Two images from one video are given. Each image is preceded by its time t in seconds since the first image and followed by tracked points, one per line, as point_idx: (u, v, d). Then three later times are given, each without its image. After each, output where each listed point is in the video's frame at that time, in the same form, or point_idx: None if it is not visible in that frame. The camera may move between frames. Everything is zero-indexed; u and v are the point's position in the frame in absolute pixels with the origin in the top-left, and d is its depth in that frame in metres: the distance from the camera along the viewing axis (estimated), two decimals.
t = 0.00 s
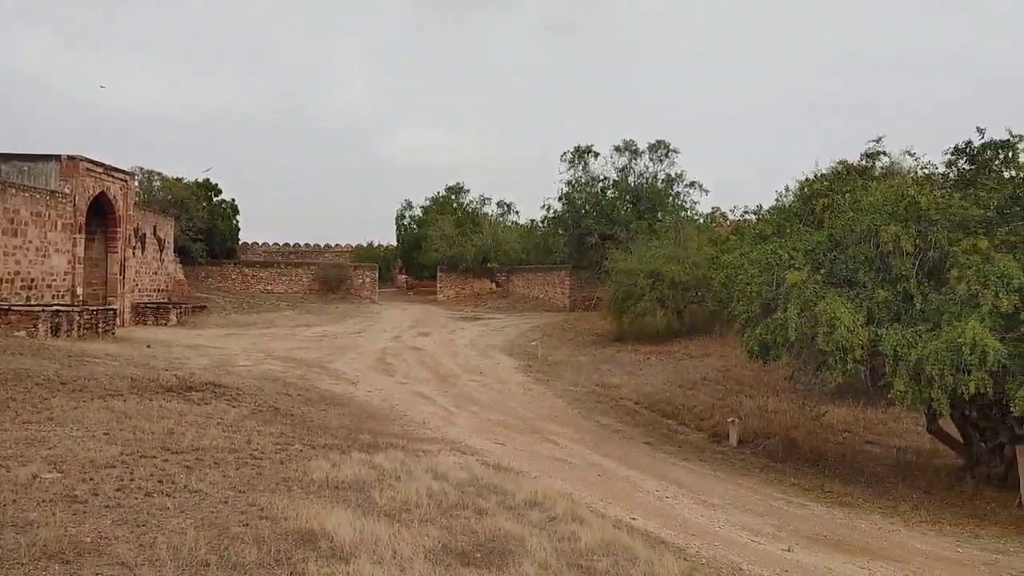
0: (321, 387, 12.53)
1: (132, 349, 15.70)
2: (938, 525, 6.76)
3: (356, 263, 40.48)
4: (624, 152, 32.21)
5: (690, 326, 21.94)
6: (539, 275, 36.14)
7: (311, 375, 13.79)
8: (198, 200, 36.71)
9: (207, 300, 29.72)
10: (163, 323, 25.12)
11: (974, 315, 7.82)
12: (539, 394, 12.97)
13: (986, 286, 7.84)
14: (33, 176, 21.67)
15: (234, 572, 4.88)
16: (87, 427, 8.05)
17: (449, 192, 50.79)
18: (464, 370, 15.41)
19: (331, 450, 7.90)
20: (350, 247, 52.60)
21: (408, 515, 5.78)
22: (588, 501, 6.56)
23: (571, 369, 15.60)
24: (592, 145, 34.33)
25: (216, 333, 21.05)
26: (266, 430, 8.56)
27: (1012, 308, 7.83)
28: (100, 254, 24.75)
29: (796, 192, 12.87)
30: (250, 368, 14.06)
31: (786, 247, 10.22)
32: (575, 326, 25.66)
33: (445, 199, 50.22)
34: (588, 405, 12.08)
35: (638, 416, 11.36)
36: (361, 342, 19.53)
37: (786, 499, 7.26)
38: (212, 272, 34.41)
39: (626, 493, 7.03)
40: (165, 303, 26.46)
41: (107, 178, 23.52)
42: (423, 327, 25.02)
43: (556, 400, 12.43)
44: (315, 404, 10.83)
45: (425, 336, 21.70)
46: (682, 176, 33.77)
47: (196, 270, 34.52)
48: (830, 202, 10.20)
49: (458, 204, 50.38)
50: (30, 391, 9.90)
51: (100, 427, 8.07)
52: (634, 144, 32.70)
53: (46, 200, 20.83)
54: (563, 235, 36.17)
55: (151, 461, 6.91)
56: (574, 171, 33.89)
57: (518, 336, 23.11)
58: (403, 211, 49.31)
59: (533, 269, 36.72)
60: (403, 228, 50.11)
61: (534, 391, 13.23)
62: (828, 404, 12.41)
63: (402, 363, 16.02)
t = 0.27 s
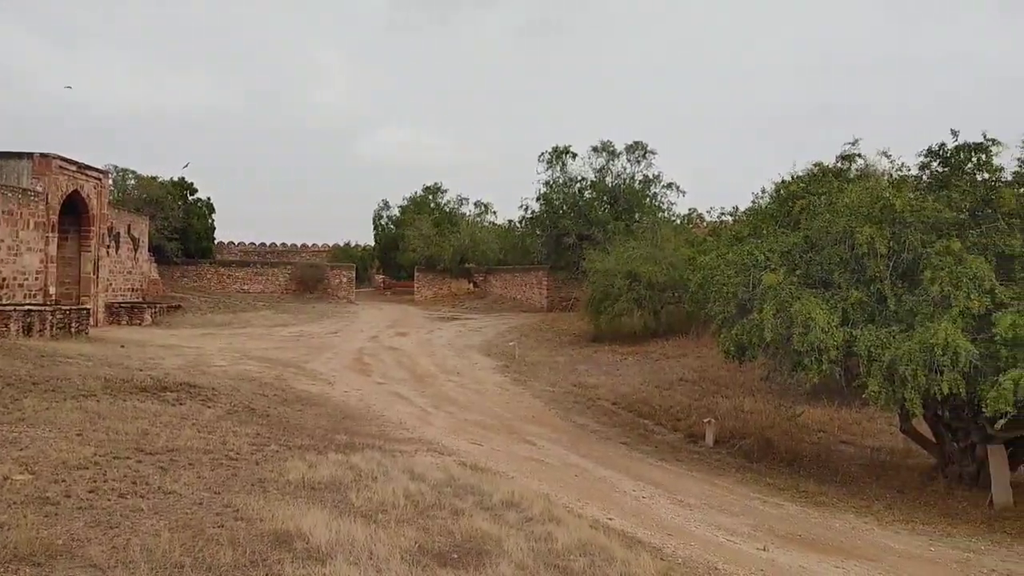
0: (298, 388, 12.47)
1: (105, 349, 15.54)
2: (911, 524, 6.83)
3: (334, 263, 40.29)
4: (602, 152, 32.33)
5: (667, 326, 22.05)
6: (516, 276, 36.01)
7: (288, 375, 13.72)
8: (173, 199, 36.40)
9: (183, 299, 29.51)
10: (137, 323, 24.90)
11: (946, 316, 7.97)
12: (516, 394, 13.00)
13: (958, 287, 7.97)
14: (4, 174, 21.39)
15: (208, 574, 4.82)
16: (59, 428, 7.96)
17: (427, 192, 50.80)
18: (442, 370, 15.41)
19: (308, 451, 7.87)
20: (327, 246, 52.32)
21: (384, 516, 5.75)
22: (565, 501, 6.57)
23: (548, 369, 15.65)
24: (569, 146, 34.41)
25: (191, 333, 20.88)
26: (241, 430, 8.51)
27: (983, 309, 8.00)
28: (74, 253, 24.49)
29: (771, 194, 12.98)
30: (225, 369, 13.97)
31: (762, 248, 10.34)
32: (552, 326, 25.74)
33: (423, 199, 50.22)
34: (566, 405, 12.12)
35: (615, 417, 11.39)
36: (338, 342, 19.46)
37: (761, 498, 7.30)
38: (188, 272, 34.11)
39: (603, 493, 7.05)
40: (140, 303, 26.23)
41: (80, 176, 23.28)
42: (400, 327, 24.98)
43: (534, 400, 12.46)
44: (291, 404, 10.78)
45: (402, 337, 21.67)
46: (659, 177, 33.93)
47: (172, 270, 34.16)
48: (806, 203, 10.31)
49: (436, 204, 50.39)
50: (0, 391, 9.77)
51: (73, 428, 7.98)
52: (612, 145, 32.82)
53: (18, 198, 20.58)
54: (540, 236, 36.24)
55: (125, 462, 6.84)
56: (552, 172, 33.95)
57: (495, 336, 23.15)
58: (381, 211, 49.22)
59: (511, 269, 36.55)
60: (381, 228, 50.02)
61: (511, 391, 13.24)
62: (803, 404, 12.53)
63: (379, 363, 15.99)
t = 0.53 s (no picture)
0: (275, 388, 12.41)
1: (78, 349, 15.36)
2: (885, 523, 6.90)
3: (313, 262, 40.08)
4: (579, 152, 32.42)
5: (645, 325, 22.28)
6: (494, 276, 35.66)
7: (264, 375, 13.65)
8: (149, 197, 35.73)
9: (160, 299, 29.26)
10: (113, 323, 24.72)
11: (920, 316, 8.07)
12: (494, 393, 13.02)
13: (931, 287, 8.06)
14: None
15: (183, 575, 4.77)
16: (31, 428, 7.86)
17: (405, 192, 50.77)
18: (419, 370, 15.41)
19: (284, 450, 7.84)
20: (305, 246, 52.01)
21: (361, 516, 5.73)
22: (542, 500, 6.58)
23: (526, 369, 15.69)
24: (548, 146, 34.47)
25: (166, 333, 20.68)
26: (218, 430, 8.45)
27: (956, 309, 8.09)
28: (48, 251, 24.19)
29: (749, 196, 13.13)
30: (202, 368, 13.87)
31: (739, 249, 10.43)
32: (530, 326, 25.82)
33: (401, 199, 50.24)
34: (543, 405, 12.16)
35: (593, 417, 11.42)
36: (315, 342, 19.38)
37: (737, 497, 7.35)
38: (164, 271, 33.65)
39: (580, 493, 7.06)
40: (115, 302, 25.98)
41: (54, 174, 23.05)
42: (378, 327, 24.92)
43: (511, 400, 12.49)
44: (268, 404, 10.72)
45: (380, 336, 21.62)
46: (637, 177, 34.05)
47: (147, 269, 33.44)
48: (783, 204, 10.39)
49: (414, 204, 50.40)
50: None
51: (45, 428, 7.88)
52: (590, 145, 32.91)
53: None
54: (518, 236, 36.31)
55: (98, 463, 6.78)
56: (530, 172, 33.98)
57: (473, 336, 23.17)
58: (359, 211, 49.06)
59: (489, 269, 36.16)
60: (359, 228, 49.89)
61: (489, 391, 13.24)
62: (778, 404, 12.65)
63: (356, 363, 15.95)
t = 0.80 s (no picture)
0: (252, 386, 12.35)
1: (51, 347, 15.17)
2: (861, 519, 6.96)
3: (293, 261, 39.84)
4: (558, 151, 32.46)
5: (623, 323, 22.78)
6: (473, 274, 35.88)
7: (242, 373, 13.56)
8: (125, 194, 35.26)
9: (136, 297, 28.95)
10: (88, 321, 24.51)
11: (895, 314, 8.16)
12: (473, 391, 13.03)
13: (907, 286, 8.14)
14: None
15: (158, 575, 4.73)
16: (4, 427, 7.76)
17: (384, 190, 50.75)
18: (398, 368, 15.39)
19: (262, 449, 7.80)
20: (283, 244, 51.67)
21: (339, 515, 5.71)
22: (520, 499, 6.59)
23: (505, 367, 15.71)
24: (526, 145, 34.45)
25: (142, 331, 20.50)
26: (194, 429, 8.40)
27: (931, 308, 8.19)
28: (21, 249, 23.87)
29: (728, 194, 13.27)
30: (178, 367, 13.75)
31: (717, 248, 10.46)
32: (508, 324, 25.89)
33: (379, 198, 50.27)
34: (521, 403, 12.19)
35: (572, 415, 11.43)
36: (294, 340, 19.27)
37: (714, 495, 7.39)
38: (140, 269, 33.05)
39: (559, 491, 7.08)
40: (91, 301, 25.68)
41: (28, 170, 22.76)
42: (357, 325, 24.83)
43: (490, 398, 12.51)
44: (245, 403, 10.66)
45: (358, 335, 21.55)
46: (615, 176, 34.04)
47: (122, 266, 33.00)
48: (760, 204, 10.44)
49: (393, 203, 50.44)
50: None
51: (19, 428, 7.79)
52: (569, 144, 32.93)
53: None
54: (497, 234, 36.33)
55: (73, 462, 6.71)
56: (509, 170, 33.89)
57: (451, 334, 23.16)
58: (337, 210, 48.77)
59: (468, 267, 36.42)
60: (337, 226, 49.67)
61: (468, 389, 13.25)
62: (755, 402, 12.73)
63: (334, 361, 15.90)
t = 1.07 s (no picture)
0: (227, 382, 12.26)
1: (21, 343, 14.94)
2: (833, 513, 7.05)
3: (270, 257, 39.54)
4: (535, 147, 32.50)
5: (600, 319, 22.99)
6: (448, 269, 35.91)
7: (216, 370, 13.46)
8: (98, 188, 34.76)
9: (110, 292, 28.59)
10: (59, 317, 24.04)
11: (868, 311, 8.29)
12: (449, 388, 13.05)
13: (879, 283, 8.27)
14: None
15: (131, 572, 4.67)
16: None
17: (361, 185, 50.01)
18: (374, 364, 15.36)
19: (236, 445, 7.76)
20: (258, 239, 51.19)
21: (314, 511, 5.68)
22: (496, 494, 6.59)
23: (481, 363, 15.75)
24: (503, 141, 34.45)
25: (115, 326, 20.27)
26: (168, 426, 8.33)
27: (902, 304, 8.33)
28: None
29: (707, 191, 13.44)
30: (151, 363, 13.62)
31: (693, 245, 10.52)
32: (484, 319, 25.96)
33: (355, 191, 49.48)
34: (498, 399, 12.23)
35: (547, 409, 11.59)
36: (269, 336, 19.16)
37: (689, 490, 7.44)
38: (113, 265, 32.61)
39: (535, 486, 7.09)
40: (63, 296, 25.32)
41: None
42: (333, 321, 24.74)
43: (466, 394, 12.53)
44: (220, 399, 10.58)
45: (334, 330, 21.46)
46: (592, 172, 33.97)
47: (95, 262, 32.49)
48: (737, 201, 10.47)
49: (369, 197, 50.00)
50: None
51: None
52: (546, 139, 32.92)
53: None
54: (474, 229, 36.32)
55: (43, 459, 6.63)
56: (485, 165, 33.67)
57: (427, 330, 23.15)
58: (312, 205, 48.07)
59: (444, 262, 36.42)
60: (313, 220, 48.98)
61: (444, 385, 13.26)
62: (730, 397, 12.85)
63: (310, 357, 15.83)
